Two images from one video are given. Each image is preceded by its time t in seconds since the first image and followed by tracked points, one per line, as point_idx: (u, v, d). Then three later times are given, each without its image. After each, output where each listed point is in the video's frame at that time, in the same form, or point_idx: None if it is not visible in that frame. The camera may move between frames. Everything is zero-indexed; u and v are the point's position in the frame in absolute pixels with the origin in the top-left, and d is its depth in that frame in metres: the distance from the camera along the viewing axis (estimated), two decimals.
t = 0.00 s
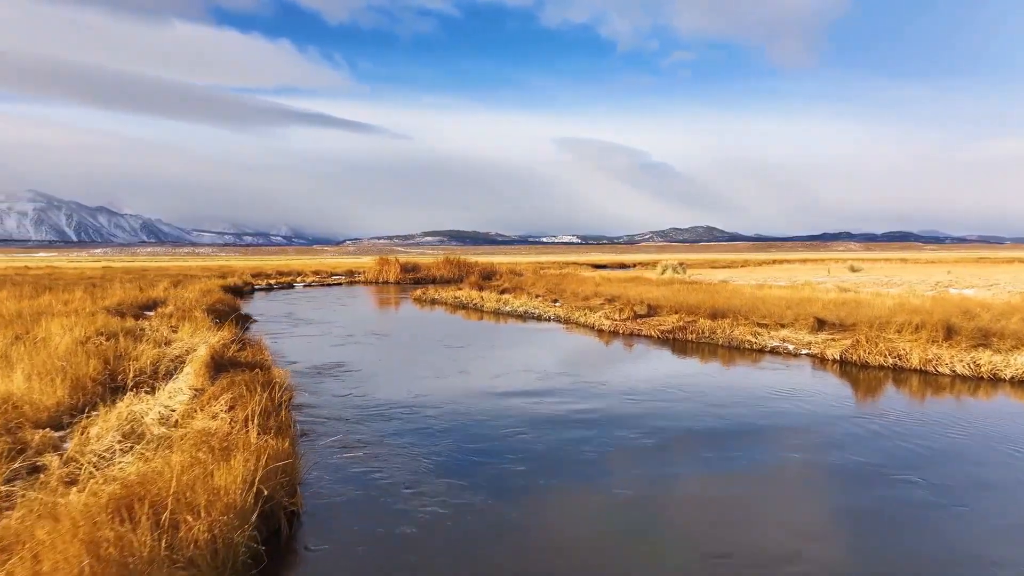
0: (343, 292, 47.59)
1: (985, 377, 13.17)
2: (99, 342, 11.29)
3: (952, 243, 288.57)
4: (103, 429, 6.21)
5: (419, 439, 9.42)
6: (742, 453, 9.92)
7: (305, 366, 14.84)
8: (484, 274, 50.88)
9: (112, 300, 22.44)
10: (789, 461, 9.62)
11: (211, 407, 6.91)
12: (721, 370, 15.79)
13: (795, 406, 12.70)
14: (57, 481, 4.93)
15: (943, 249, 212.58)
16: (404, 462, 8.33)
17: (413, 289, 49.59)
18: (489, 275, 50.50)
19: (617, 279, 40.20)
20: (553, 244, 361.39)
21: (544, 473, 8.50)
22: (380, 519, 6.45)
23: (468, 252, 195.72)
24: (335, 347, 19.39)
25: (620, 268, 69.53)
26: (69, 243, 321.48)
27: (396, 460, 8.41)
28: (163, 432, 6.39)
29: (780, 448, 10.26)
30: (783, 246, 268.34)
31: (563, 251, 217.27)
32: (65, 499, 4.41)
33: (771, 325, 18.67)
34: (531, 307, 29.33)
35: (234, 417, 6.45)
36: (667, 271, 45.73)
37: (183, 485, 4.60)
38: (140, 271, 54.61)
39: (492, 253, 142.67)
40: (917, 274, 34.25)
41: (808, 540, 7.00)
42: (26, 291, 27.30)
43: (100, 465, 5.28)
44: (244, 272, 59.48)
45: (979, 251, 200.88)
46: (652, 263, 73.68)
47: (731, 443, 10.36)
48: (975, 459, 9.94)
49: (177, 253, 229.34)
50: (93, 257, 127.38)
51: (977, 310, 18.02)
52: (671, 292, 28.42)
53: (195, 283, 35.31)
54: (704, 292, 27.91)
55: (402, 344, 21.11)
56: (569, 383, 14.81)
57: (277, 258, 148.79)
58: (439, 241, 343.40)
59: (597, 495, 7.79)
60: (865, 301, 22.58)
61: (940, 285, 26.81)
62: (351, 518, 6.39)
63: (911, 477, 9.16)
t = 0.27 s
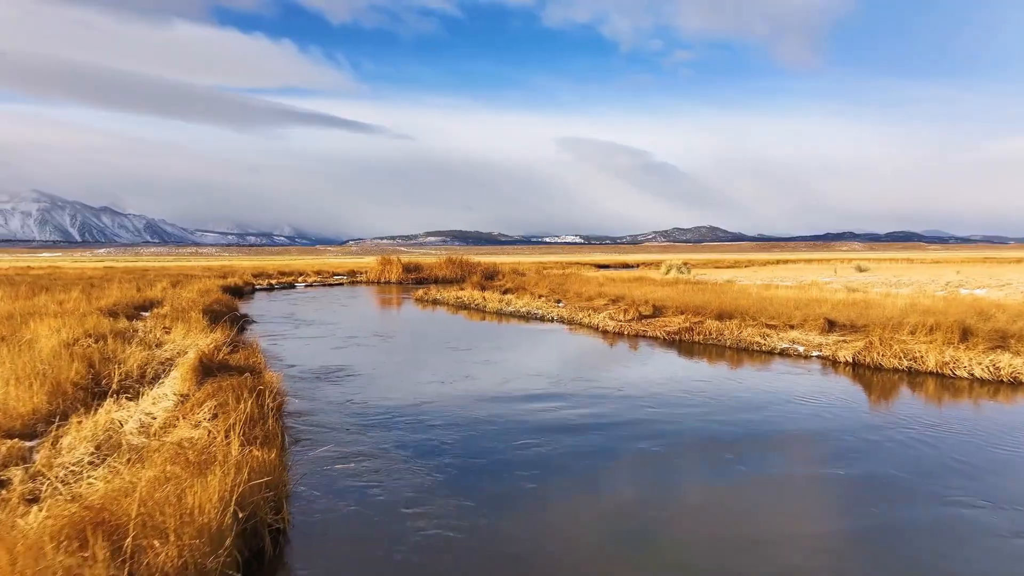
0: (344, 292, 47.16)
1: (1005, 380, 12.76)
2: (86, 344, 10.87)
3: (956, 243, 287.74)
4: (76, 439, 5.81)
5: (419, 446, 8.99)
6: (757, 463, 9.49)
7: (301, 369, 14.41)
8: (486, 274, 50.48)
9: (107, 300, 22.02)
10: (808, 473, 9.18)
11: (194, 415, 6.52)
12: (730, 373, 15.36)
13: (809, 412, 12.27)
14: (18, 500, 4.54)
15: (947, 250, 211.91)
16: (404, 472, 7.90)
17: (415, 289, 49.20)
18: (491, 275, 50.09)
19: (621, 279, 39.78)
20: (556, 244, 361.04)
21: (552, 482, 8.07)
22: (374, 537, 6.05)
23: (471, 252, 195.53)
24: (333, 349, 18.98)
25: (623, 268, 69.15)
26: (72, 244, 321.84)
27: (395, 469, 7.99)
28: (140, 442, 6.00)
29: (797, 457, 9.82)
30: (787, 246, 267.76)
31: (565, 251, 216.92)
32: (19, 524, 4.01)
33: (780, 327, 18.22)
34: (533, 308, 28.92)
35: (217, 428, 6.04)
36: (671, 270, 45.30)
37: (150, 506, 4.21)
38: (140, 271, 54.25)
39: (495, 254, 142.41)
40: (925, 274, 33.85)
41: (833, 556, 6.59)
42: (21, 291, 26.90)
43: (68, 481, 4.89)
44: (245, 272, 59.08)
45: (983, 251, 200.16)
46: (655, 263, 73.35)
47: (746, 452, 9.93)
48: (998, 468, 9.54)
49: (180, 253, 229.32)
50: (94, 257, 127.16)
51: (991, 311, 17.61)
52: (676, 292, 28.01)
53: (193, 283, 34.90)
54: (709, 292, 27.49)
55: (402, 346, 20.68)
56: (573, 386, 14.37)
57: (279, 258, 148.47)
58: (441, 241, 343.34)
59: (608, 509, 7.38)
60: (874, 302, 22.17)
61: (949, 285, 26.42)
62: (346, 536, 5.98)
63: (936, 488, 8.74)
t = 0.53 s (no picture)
0: (346, 292, 46.72)
1: None
2: (71, 346, 10.40)
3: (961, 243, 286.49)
4: (40, 453, 5.32)
5: (420, 457, 8.48)
6: (777, 477, 8.97)
7: (298, 372, 13.92)
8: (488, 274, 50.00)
9: (101, 301, 21.56)
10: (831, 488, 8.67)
11: (172, 425, 6.05)
12: (740, 376, 14.86)
13: (825, 418, 11.78)
14: None
15: (953, 250, 210.86)
16: (404, 486, 7.39)
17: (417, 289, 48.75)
18: (494, 275, 49.59)
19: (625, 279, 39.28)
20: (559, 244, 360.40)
21: (562, 500, 7.57)
22: (371, 562, 5.60)
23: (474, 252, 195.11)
24: (332, 351, 18.50)
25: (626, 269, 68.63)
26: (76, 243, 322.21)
27: (394, 482, 7.47)
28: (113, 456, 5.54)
29: (818, 471, 9.30)
30: (791, 246, 266.83)
31: (568, 251, 216.31)
32: None
33: (791, 328, 17.71)
34: (537, 308, 28.44)
35: (196, 441, 5.55)
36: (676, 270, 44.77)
37: (107, 536, 3.74)
38: (140, 271, 53.88)
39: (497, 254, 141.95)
40: (935, 275, 33.31)
41: None
42: (16, 291, 26.46)
43: (24, 504, 4.40)
44: (247, 272, 58.68)
45: (989, 251, 199.10)
46: (658, 263, 72.83)
47: (764, 465, 9.41)
48: None
49: (183, 253, 229.26)
50: (97, 258, 127.02)
51: (1010, 312, 17.10)
52: (682, 293, 27.51)
53: (192, 283, 34.46)
54: (716, 292, 26.98)
55: (402, 347, 20.20)
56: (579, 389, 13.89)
57: (281, 258, 148.16)
58: (444, 241, 342.96)
59: (622, 527, 6.90)
60: (886, 302, 21.65)
61: (961, 285, 25.90)
62: (340, 562, 5.53)
63: (970, 505, 8.22)
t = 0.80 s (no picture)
0: (347, 291, 46.39)
1: None
2: (58, 349, 10.03)
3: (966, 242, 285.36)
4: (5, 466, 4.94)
5: (421, 469, 8.07)
6: (796, 489, 8.55)
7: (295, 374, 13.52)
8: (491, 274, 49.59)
9: (98, 301, 21.21)
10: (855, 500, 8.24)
11: (152, 435, 5.64)
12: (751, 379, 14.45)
13: (841, 424, 11.37)
14: None
15: (958, 249, 209.94)
16: (405, 502, 6.98)
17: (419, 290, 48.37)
18: (497, 275, 49.17)
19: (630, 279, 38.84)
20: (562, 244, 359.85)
21: (572, 515, 7.16)
22: None
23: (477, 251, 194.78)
24: (330, 352, 18.10)
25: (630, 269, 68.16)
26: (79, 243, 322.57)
27: (394, 498, 7.06)
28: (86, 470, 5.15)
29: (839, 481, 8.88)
30: (795, 246, 266.01)
31: (572, 252, 215.77)
32: None
33: (801, 329, 17.28)
34: (540, 308, 28.04)
35: (172, 454, 5.16)
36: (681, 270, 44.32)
37: (60, 567, 3.35)
38: (141, 271, 53.59)
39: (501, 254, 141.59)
40: (945, 275, 32.81)
41: None
42: (12, 291, 26.08)
43: None
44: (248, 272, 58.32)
45: (994, 251, 198.15)
46: (663, 263, 72.35)
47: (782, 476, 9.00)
48: None
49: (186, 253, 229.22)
50: (98, 257, 126.61)
51: None
52: (688, 293, 27.08)
53: (192, 283, 34.11)
54: (723, 292, 26.54)
55: (403, 348, 19.81)
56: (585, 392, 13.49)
57: (283, 258, 147.91)
58: (447, 241, 342.66)
59: (633, 545, 6.52)
60: (898, 303, 21.19)
61: (973, 285, 25.41)
62: None
63: (998, 518, 7.82)
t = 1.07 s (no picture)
0: (349, 292, 45.95)
1: None
2: (40, 352, 9.55)
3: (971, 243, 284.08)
4: None
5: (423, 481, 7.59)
6: (820, 504, 8.07)
7: (291, 377, 13.04)
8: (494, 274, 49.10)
9: (92, 301, 20.76)
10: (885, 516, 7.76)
11: (123, 449, 5.15)
12: (763, 382, 13.95)
13: (861, 431, 10.88)
14: None
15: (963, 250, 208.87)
16: (405, 519, 6.49)
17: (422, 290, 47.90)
18: (500, 275, 48.68)
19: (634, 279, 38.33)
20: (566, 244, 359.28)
21: (584, 532, 6.70)
22: None
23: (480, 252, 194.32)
24: (329, 354, 17.62)
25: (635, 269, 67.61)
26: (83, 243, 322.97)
27: (394, 513, 6.59)
28: (48, 489, 4.66)
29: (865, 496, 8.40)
30: (799, 246, 265.06)
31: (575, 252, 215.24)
32: None
33: (814, 331, 16.77)
34: (544, 309, 27.55)
35: (141, 474, 4.67)
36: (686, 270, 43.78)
37: None
38: (142, 271, 53.16)
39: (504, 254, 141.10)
40: (957, 275, 32.25)
41: None
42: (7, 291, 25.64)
43: None
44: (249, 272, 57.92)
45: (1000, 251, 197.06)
46: (667, 264, 71.80)
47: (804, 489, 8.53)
48: None
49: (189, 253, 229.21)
50: (101, 258, 126.37)
51: None
52: (695, 293, 26.57)
53: (191, 283, 33.66)
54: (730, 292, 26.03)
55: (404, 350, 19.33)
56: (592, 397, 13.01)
57: (286, 258, 147.55)
58: (451, 241, 342.31)
59: (650, 567, 6.05)
60: (912, 304, 20.68)
61: (987, 285, 24.88)
62: None
63: None
